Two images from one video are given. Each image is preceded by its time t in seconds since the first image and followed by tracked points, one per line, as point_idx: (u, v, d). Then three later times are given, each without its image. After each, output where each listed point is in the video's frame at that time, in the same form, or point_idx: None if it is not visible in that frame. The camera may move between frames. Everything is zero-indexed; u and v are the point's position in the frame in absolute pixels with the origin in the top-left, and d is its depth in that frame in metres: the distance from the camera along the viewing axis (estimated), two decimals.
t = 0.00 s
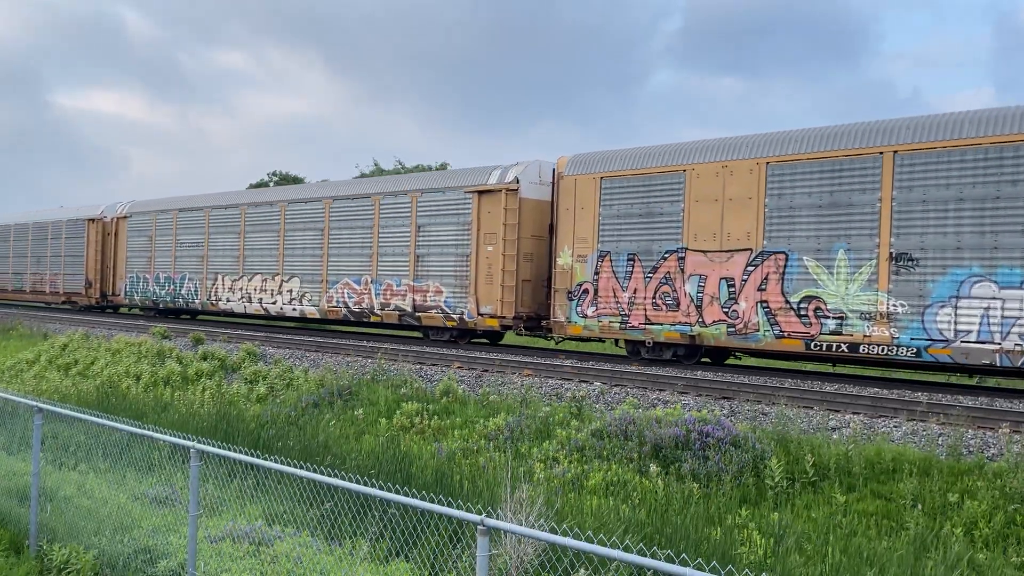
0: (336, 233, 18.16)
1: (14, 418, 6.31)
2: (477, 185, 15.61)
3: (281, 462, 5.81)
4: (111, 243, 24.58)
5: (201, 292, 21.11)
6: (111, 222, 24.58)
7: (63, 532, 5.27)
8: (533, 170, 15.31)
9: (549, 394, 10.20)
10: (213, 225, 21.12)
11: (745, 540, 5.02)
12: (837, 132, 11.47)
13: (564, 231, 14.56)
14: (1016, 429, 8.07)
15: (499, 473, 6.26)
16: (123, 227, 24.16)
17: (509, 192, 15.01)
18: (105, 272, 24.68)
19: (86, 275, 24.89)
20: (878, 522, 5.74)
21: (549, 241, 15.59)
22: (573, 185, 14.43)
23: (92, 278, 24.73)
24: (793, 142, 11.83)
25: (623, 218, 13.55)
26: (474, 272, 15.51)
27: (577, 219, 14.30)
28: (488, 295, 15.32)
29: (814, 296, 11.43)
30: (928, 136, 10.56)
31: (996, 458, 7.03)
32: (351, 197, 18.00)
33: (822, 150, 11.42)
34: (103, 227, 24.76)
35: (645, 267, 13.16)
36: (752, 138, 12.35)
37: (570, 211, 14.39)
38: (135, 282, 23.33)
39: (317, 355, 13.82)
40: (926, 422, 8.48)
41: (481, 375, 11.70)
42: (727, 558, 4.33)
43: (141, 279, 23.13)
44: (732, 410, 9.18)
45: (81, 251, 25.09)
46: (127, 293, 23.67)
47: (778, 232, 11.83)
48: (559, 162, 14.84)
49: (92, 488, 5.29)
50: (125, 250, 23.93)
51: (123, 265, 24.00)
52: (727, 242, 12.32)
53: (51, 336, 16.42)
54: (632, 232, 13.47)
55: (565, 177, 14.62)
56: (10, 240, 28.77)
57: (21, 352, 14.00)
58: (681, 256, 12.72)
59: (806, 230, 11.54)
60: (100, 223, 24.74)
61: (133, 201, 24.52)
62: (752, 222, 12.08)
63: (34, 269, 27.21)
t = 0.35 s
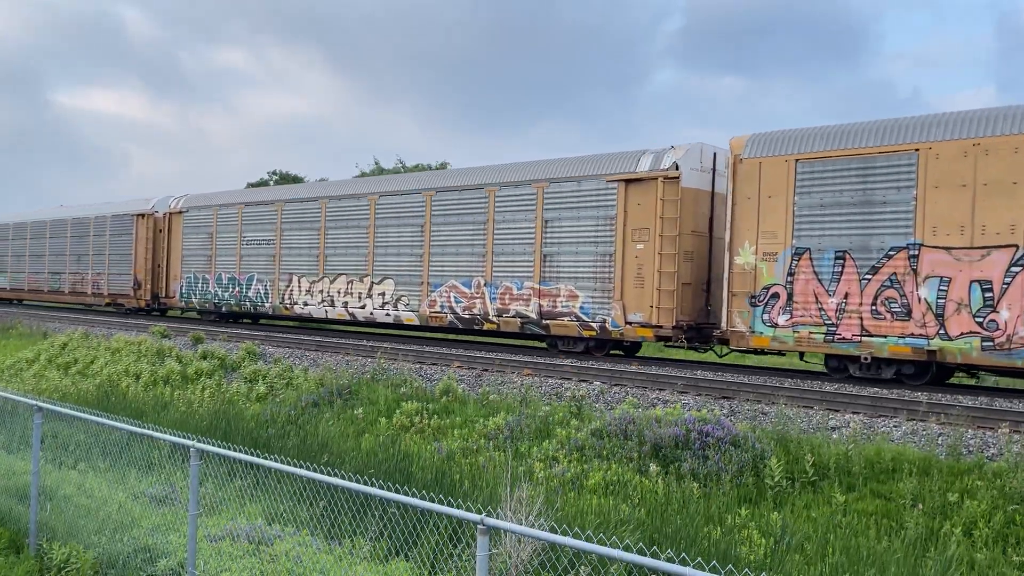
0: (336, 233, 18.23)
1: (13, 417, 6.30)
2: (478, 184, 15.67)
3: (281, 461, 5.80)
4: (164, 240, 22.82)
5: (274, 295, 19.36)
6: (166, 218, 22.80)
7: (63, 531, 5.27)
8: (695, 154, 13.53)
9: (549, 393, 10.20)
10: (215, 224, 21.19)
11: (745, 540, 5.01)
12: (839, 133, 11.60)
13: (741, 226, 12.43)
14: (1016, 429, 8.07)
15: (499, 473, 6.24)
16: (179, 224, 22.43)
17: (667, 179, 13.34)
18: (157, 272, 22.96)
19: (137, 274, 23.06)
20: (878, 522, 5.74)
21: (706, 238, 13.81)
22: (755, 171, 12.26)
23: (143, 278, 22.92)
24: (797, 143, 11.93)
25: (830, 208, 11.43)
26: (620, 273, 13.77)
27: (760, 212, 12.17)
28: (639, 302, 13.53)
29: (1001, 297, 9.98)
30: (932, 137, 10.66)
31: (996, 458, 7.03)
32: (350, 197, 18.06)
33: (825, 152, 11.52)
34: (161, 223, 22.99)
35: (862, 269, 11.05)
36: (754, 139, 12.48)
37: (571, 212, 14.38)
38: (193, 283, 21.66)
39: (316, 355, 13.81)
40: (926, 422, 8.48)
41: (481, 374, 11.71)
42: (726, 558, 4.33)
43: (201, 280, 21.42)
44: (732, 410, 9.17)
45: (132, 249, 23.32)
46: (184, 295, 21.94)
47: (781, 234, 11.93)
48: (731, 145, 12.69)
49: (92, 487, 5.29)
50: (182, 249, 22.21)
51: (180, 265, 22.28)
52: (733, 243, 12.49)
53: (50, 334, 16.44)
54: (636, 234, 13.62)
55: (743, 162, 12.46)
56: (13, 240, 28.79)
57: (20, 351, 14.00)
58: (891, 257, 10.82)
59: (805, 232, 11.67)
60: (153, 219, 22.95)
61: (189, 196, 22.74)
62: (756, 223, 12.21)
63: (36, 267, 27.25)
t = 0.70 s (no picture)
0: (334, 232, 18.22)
1: (13, 416, 6.29)
2: (476, 183, 15.59)
3: (282, 461, 5.81)
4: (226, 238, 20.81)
5: (360, 297, 17.17)
6: (229, 212, 20.68)
7: (63, 530, 5.27)
8: (925, 132, 10.91)
9: (548, 392, 10.22)
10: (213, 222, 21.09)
11: (745, 539, 5.01)
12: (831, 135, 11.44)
13: (998, 221, 9.80)
14: (1015, 429, 8.07)
15: (499, 472, 6.22)
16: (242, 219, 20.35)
17: (890, 160, 10.73)
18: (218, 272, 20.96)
19: (196, 275, 21.07)
20: (878, 522, 5.74)
21: (931, 230, 10.93)
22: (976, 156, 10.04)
23: (202, 279, 20.88)
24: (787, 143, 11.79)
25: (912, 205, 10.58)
26: (819, 274, 11.26)
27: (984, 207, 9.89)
28: (854, 313, 10.99)
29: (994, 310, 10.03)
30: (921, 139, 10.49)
31: (995, 458, 7.03)
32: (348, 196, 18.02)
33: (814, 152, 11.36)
34: (218, 217, 20.94)
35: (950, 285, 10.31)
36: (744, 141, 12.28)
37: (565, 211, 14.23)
38: (264, 284, 19.52)
39: (316, 354, 13.81)
40: (925, 422, 8.49)
41: (480, 374, 11.72)
42: (727, 558, 4.34)
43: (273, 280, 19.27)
44: (731, 410, 9.17)
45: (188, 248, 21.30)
46: (252, 298, 19.81)
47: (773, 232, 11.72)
48: (980, 120, 10.04)
49: (91, 486, 5.29)
50: (247, 247, 20.11)
51: (245, 264, 20.16)
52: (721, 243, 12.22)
53: (50, 333, 16.43)
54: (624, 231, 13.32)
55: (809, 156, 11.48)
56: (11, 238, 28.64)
57: (20, 350, 14.01)
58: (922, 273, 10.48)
59: (795, 232, 11.49)
60: (215, 214, 20.85)
61: (254, 188, 20.63)
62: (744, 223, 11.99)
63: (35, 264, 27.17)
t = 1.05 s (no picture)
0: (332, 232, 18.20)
1: (12, 416, 6.28)
2: (476, 181, 15.51)
3: (282, 460, 5.81)
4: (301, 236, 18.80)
5: (473, 302, 14.99)
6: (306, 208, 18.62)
7: (62, 529, 5.27)
8: None
9: (548, 392, 10.23)
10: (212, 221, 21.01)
11: (745, 539, 5.00)
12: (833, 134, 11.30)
13: None
14: (1015, 429, 8.07)
15: (499, 472, 6.21)
16: (320, 215, 18.34)
17: None
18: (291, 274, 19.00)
19: (267, 276, 19.12)
20: (877, 522, 5.73)
21: None
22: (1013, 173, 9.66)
23: (274, 282, 18.96)
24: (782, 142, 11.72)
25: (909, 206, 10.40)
26: None
27: None
28: None
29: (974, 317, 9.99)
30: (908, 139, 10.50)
31: (994, 458, 7.02)
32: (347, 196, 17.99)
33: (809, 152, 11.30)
34: (291, 213, 19.02)
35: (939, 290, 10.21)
36: (745, 139, 12.19)
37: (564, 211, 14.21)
38: (348, 286, 17.32)
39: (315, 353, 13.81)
40: (925, 421, 8.49)
41: (480, 373, 11.73)
42: (728, 558, 4.33)
43: (360, 283, 17.07)
44: (730, 409, 9.17)
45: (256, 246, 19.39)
46: (331, 302, 17.71)
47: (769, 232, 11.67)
48: None
49: (90, 485, 5.28)
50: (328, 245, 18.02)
51: (325, 265, 18.05)
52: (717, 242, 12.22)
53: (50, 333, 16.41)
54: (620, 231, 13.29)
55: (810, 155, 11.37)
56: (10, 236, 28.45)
57: (20, 350, 14.00)
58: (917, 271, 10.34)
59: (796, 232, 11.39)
60: (289, 210, 19.01)
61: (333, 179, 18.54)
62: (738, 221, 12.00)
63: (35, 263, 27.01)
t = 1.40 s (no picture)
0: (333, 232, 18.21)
1: (12, 416, 6.28)
2: (479, 181, 15.52)
3: (281, 459, 5.81)
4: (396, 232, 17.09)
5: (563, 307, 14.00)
6: (402, 201, 16.94)
7: (62, 529, 5.27)
8: None
9: (548, 391, 10.24)
10: (215, 221, 20.96)
11: (745, 539, 5.00)
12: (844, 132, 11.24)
13: None
14: (1015, 428, 8.06)
15: (499, 472, 6.20)
16: (419, 208, 16.61)
17: None
18: (382, 275, 17.34)
19: (355, 277, 17.61)
20: (877, 521, 5.73)
21: None
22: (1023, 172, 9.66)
23: (365, 283, 17.37)
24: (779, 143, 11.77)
25: (925, 204, 10.36)
26: None
27: None
28: None
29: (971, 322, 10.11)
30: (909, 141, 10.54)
31: (994, 457, 7.02)
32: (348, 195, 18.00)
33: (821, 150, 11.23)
34: (382, 208, 17.37)
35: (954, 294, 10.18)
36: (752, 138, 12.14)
37: (563, 211, 14.16)
38: (456, 290, 15.63)
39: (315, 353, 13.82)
40: (925, 421, 8.48)
41: (479, 373, 11.74)
42: (727, 558, 4.33)
43: (471, 286, 15.33)
44: (730, 408, 9.17)
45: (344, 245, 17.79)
46: (434, 308, 16.03)
47: (767, 233, 11.75)
48: None
49: (90, 485, 5.28)
50: (431, 243, 16.28)
51: (428, 266, 16.30)
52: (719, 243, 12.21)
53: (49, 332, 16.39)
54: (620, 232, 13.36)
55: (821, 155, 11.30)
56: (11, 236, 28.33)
57: (19, 349, 13.98)
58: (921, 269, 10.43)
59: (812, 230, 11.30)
60: (381, 204, 17.36)
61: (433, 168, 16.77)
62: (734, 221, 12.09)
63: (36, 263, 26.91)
